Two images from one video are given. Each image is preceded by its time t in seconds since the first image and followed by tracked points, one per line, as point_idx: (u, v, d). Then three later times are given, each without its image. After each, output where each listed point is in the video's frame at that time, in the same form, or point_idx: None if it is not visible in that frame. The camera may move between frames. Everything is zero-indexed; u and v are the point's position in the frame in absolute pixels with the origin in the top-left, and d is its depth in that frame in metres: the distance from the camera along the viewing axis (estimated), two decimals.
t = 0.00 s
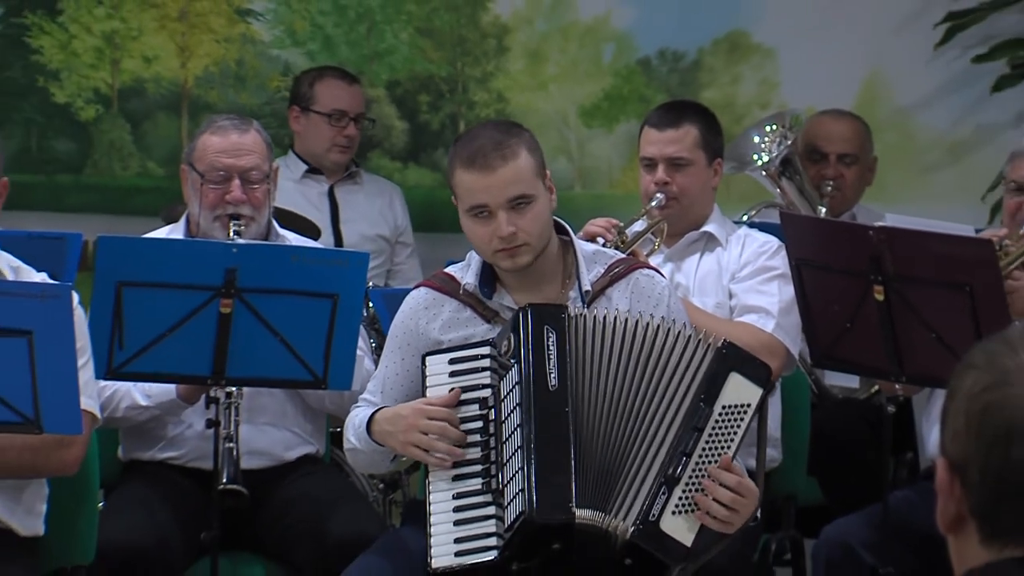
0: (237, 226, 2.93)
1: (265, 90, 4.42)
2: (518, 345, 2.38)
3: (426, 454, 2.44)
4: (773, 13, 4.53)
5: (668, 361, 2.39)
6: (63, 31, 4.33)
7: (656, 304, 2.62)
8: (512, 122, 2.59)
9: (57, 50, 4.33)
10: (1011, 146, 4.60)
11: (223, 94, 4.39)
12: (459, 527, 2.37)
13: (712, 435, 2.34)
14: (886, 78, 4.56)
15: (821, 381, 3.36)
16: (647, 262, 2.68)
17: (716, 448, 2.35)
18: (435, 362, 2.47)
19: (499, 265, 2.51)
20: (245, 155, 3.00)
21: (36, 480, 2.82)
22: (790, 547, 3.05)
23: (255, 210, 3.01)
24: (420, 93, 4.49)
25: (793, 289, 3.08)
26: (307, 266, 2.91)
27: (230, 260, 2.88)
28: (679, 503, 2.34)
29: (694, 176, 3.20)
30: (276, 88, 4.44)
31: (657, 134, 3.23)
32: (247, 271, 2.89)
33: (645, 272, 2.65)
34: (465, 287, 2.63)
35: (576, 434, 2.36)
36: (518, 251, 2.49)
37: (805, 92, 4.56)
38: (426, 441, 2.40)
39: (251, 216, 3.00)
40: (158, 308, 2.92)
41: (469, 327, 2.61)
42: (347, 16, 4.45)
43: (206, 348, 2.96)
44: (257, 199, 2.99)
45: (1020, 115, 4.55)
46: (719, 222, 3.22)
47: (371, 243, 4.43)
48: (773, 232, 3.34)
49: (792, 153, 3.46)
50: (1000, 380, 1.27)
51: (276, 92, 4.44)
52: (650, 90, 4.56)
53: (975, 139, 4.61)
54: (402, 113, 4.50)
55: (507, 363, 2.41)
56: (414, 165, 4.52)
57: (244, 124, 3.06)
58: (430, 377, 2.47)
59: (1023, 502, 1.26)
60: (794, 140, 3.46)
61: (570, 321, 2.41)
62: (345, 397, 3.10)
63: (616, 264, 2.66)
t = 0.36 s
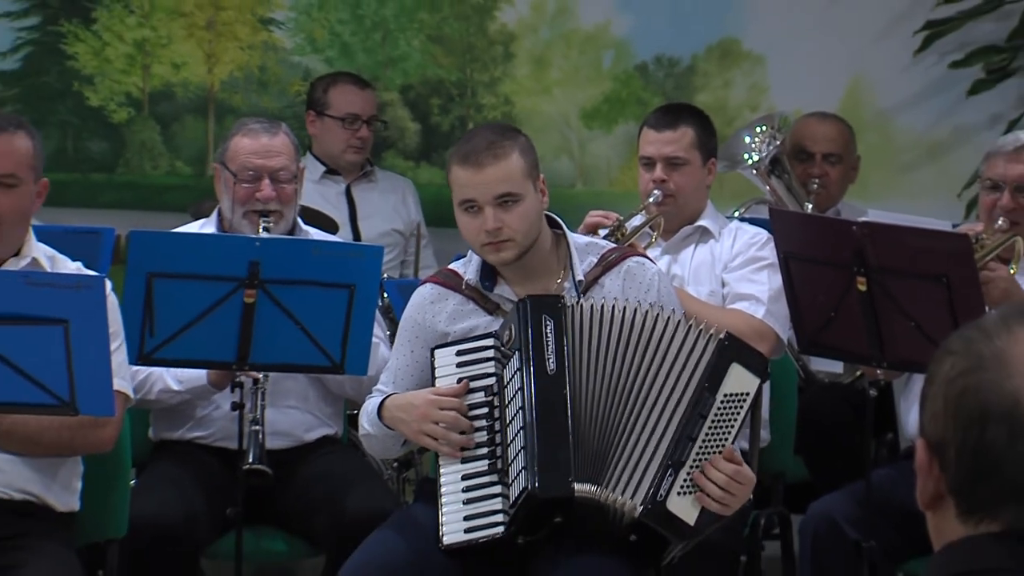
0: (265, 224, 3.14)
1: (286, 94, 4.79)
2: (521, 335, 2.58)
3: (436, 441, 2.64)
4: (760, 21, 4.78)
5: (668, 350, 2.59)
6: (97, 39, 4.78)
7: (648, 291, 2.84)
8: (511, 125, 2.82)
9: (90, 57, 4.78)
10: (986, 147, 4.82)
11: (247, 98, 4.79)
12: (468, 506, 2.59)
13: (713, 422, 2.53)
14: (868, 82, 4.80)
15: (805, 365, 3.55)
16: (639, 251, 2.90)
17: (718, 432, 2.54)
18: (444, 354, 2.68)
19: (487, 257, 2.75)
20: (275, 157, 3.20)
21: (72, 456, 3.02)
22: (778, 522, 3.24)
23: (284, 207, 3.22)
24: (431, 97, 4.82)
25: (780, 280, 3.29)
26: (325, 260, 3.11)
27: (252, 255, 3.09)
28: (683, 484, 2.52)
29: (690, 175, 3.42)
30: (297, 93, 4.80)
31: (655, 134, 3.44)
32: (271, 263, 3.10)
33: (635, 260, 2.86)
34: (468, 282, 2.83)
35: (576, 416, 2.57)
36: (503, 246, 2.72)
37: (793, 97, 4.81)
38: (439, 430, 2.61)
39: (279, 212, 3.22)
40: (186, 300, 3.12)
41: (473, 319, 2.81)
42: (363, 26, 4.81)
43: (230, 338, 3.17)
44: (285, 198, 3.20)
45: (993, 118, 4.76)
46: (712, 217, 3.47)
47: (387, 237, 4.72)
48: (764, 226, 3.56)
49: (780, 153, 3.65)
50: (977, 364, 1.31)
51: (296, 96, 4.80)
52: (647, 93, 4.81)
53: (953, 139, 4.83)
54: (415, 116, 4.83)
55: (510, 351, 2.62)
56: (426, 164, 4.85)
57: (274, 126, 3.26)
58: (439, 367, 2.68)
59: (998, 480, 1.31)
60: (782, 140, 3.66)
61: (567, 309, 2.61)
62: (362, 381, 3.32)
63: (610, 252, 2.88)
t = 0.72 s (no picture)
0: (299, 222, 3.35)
1: (310, 99, 5.05)
2: (514, 325, 2.80)
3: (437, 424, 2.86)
4: (755, 30, 5.02)
5: (634, 326, 2.79)
6: (133, 47, 5.03)
7: (645, 282, 3.03)
8: (515, 122, 3.08)
9: (126, 64, 5.03)
10: (965, 149, 5.05)
11: (271, 101, 5.04)
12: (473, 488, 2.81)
13: (682, 378, 2.75)
14: (854, 88, 5.04)
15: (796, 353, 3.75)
16: (636, 244, 3.09)
17: (691, 386, 2.75)
18: (447, 346, 2.90)
19: (483, 238, 3.00)
20: (312, 159, 3.41)
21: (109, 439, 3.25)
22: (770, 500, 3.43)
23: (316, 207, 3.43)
24: (445, 102, 5.06)
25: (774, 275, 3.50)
26: (344, 253, 3.31)
27: (277, 249, 3.30)
28: (679, 440, 2.71)
29: (687, 174, 3.67)
30: (319, 97, 5.05)
31: (655, 137, 3.68)
32: (293, 256, 3.31)
33: (630, 254, 3.06)
34: (473, 273, 3.06)
35: (569, 401, 2.77)
36: (498, 227, 2.97)
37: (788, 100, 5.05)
38: (444, 415, 2.82)
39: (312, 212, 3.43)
40: (214, 294, 3.34)
41: (479, 310, 3.03)
42: (381, 34, 5.05)
43: (251, 328, 3.39)
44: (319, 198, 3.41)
45: (972, 121, 5.00)
46: (709, 214, 3.71)
47: (402, 234, 4.91)
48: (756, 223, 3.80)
49: (772, 156, 3.87)
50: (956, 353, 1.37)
51: (319, 100, 5.05)
52: (647, 98, 5.05)
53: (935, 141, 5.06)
54: (430, 120, 5.07)
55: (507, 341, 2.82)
56: (440, 165, 5.08)
57: (310, 130, 3.47)
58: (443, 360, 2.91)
59: (976, 462, 1.37)
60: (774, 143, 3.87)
61: (557, 300, 2.83)
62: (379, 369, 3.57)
63: (609, 246, 3.08)
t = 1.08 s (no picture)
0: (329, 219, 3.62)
1: (333, 101, 5.51)
2: (531, 315, 3.07)
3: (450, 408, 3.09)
4: (749, 37, 5.39)
5: (607, 311, 3.03)
6: (168, 53, 5.53)
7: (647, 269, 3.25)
8: (528, 118, 3.31)
9: (162, 69, 5.53)
10: (949, 149, 5.42)
11: (299, 104, 5.51)
12: (489, 466, 3.04)
13: (652, 337, 2.96)
14: (846, 91, 5.40)
15: (790, 340, 3.97)
16: (634, 233, 3.31)
17: (657, 338, 2.95)
18: (461, 332, 3.15)
19: (495, 224, 3.24)
20: (343, 158, 3.68)
21: (145, 422, 3.50)
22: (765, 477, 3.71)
23: (345, 204, 3.70)
24: (461, 104, 5.51)
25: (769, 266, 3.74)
26: (366, 246, 3.55)
27: (304, 242, 3.53)
28: (661, 395, 2.90)
29: (688, 171, 3.91)
30: (342, 100, 5.51)
31: (657, 137, 3.91)
32: (318, 249, 3.54)
33: (629, 243, 3.27)
34: (487, 265, 3.32)
35: (586, 391, 3.01)
36: (509, 213, 3.21)
37: (780, 104, 5.43)
38: (459, 396, 3.06)
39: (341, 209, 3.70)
40: (245, 283, 3.58)
41: (491, 301, 3.25)
42: (401, 40, 5.51)
43: (279, 315, 3.62)
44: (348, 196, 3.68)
45: (954, 122, 5.36)
46: (709, 210, 3.95)
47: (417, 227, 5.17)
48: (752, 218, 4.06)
49: (768, 155, 4.10)
50: (941, 337, 1.43)
51: (343, 104, 5.51)
52: (650, 102, 5.47)
53: (920, 141, 5.44)
54: (446, 120, 5.51)
55: (520, 328, 3.09)
56: (456, 163, 5.49)
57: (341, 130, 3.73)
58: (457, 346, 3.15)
59: (959, 440, 1.43)
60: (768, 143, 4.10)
61: (570, 292, 3.07)
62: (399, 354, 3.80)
63: (611, 235, 3.30)
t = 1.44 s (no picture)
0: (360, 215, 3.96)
1: (361, 105, 5.84)
2: (545, 305, 3.27)
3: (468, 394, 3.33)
4: (753, 44, 5.69)
5: (610, 303, 3.26)
6: (206, 59, 5.85)
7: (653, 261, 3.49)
8: (543, 120, 3.56)
9: (201, 74, 5.85)
10: (939, 149, 5.70)
11: (330, 107, 5.85)
12: (506, 449, 3.31)
13: (647, 330, 3.22)
14: (842, 93, 5.68)
15: (790, 329, 4.20)
16: (640, 227, 3.55)
17: (649, 331, 3.22)
18: (480, 323, 3.37)
19: (515, 217, 3.47)
20: (373, 159, 4.02)
21: (186, 405, 3.75)
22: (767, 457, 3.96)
23: (375, 201, 4.05)
24: (481, 108, 5.81)
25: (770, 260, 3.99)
26: (390, 240, 3.79)
27: (334, 236, 3.78)
28: (649, 386, 3.17)
29: (694, 171, 4.14)
30: (370, 104, 5.84)
31: (665, 138, 4.14)
32: (346, 243, 3.78)
33: (635, 237, 3.51)
34: (503, 259, 3.55)
35: (595, 373, 3.23)
36: (529, 207, 3.45)
37: (780, 105, 5.72)
38: (479, 383, 3.30)
39: (372, 206, 4.04)
40: (278, 275, 3.82)
41: (508, 293, 3.49)
42: (425, 49, 5.81)
43: (309, 305, 3.87)
44: (378, 194, 4.03)
45: (945, 124, 5.65)
46: (714, 207, 4.20)
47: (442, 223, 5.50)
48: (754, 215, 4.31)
49: (768, 155, 4.33)
50: (934, 327, 1.54)
51: (369, 107, 5.84)
52: (661, 105, 5.75)
53: (913, 142, 5.72)
54: (467, 122, 5.82)
55: (535, 317, 3.30)
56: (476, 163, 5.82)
57: (372, 134, 4.08)
58: (476, 336, 3.38)
59: (950, 426, 1.54)
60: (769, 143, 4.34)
61: (580, 283, 3.28)
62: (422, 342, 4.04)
63: (619, 229, 3.53)
